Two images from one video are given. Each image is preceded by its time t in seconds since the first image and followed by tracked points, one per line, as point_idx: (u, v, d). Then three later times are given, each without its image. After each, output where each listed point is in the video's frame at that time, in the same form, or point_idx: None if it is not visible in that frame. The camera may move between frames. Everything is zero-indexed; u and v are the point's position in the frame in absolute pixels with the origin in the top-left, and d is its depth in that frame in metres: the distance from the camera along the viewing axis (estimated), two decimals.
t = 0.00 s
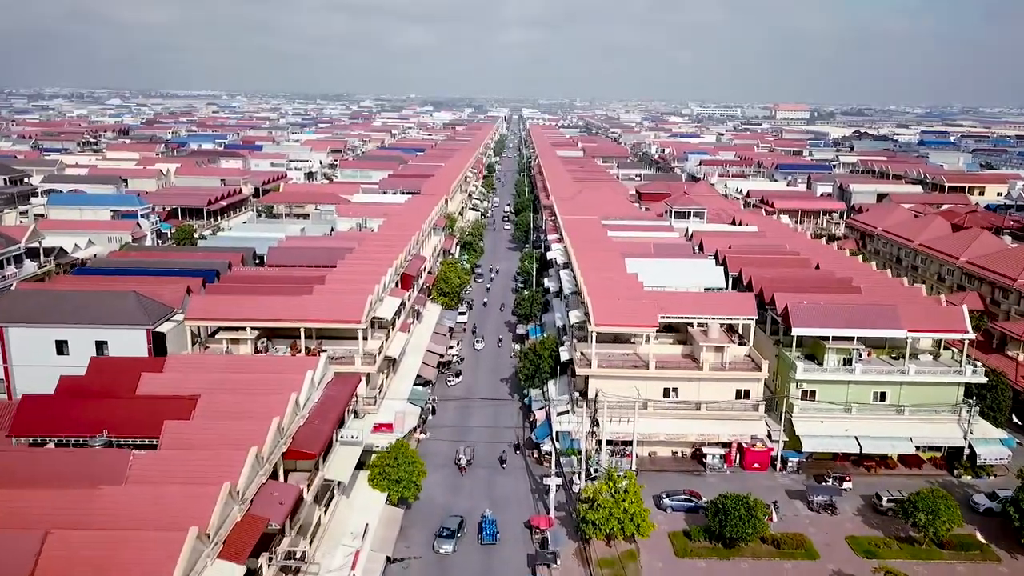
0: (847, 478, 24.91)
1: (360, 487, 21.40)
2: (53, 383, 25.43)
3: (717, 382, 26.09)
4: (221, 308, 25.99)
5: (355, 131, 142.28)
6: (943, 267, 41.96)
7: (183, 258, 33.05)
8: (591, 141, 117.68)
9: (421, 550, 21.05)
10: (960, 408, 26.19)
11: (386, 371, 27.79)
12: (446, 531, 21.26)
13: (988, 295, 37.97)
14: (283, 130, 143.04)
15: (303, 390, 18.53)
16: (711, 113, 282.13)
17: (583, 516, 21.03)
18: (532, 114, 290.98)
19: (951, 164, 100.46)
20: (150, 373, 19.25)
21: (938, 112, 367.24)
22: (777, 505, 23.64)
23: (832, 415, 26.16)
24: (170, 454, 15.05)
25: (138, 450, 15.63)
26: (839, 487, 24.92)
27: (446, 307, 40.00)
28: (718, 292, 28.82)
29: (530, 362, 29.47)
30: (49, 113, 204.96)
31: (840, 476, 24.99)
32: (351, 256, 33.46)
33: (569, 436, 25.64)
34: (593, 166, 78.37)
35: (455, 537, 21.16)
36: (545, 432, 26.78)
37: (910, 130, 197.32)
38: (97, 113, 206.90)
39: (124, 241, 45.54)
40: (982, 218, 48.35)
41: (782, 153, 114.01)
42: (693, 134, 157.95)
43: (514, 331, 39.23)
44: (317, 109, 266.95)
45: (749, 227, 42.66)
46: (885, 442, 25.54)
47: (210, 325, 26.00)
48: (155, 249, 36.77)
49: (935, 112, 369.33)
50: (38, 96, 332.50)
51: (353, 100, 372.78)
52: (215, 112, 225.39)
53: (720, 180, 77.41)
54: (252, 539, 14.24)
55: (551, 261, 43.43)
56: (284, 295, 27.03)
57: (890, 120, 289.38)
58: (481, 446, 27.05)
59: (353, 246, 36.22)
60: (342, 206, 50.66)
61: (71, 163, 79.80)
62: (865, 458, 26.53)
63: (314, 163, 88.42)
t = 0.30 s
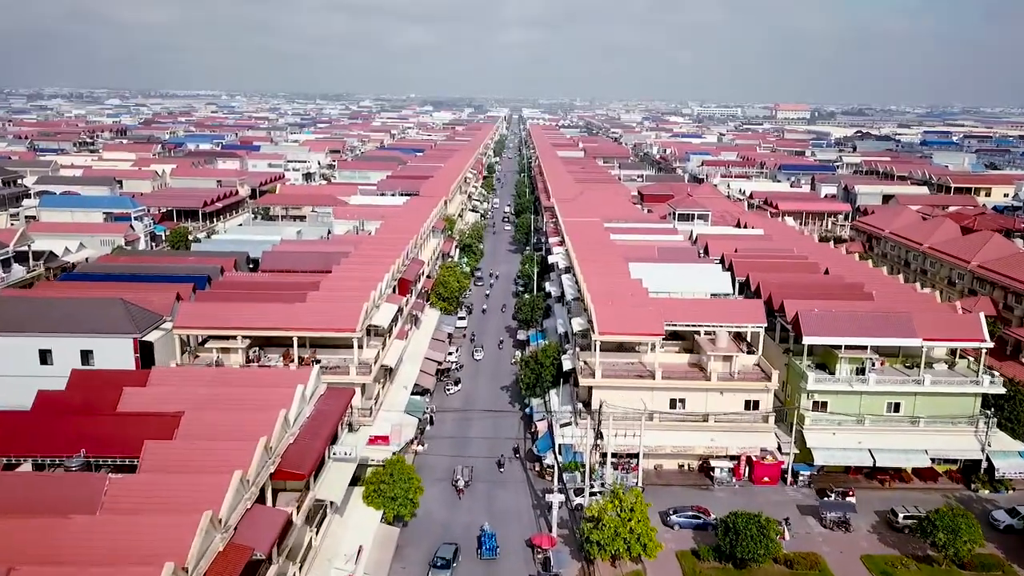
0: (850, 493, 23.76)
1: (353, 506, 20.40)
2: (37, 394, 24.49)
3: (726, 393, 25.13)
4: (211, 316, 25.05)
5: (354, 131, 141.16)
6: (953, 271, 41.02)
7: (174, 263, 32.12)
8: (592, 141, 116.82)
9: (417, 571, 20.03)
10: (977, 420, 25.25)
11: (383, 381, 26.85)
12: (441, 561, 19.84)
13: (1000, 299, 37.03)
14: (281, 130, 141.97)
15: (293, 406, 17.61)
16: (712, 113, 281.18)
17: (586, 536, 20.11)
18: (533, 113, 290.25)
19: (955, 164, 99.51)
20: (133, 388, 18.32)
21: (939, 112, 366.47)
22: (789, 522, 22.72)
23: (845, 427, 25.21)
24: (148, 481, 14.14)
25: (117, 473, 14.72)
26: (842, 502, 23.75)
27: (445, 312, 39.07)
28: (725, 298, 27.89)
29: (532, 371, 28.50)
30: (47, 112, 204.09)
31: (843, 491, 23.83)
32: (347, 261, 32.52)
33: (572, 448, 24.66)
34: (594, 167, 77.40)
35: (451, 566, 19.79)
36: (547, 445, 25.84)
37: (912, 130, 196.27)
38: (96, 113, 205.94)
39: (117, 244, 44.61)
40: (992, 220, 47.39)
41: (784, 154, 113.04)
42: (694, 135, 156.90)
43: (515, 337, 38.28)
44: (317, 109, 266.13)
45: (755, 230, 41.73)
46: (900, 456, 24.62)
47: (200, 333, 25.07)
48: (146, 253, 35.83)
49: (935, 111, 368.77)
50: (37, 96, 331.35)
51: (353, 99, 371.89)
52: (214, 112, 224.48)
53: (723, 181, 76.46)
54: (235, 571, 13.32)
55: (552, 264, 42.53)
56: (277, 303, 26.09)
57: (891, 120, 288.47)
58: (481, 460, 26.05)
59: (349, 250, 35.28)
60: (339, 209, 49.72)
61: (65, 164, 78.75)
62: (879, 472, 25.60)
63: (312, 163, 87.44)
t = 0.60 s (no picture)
0: (853, 509, 23.25)
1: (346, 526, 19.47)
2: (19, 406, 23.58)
3: (735, 405, 24.20)
4: (200, 324, 24.13)
5: (353, 131, 140.27)
6: (964, 275, 40.06)
7: (164, 269, 31.19)
8: (593, 142, 115.98)
9: None
10: (996, 433, 24.31)
11: (378, 391, 25.89)
12: None
13: (1013, 305, 36.08)
14: (280, 130, 141.07)
15: (282, 424, 16.68)
16: (714, 113, 280.12)
17: (591, 558, 19.15)
18: (532, 113, 289.07)
19: (959, 165, 98.57)
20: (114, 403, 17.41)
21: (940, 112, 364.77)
22: (802, 540, 21.80)
23: (858, 440, 24.28)
24: (122, 510, 13.23)
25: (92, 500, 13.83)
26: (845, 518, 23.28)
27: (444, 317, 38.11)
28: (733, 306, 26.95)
29: (533, 380, 27.57)
30: (45, 113, 203.50)
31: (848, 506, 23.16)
32: (343, 266, 31.61)
33: (574, 462, 23.71)
34: (595, 167, 76.46)
35: None
36: (549, 458, 24.92)
37: (914, 130, 195.35)
38: (94, 112, 205.23)
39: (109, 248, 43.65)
40: (1001, 223, 46.45)
41: (787, 154, 112.14)
42: (695, 135, 155.93)
43: (516, 343, 37.34)
44: (317, 109, 265.24)
45: (761, 233, 40.83)
46: (915, 471, 23.70)
47: (189, 342, 24.16)
48: (137, 258, 34.91)
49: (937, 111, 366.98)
50: (36, 96, 330.60)
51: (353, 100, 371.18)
52: (213, 112, 223.72)
53: (725, 182, 75.52)
54: None
55: (553, 268, 41.62)
56: (269, 311, 25.17)
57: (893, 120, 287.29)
58: (480, 474, 25.08)
59: (345, 254, 34.32)
60: (336, 211, 48.81)
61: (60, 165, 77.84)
62: (893, 486, 24.69)
63: (310, 163, 86.53)
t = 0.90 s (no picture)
0: (857, 526, 22.36)
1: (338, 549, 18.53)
2: None
3: (745, 418, 23.26)
4: (188, 333, 23.22)
5: (352, 131, 139.31)
6: (975, 280, 39.12)
7: (154, 274, 30.31)
8: (594, 142, 115.04)
9: None
10: (1016, 447, 23.39)
11: (373, 403, 24.95)
12: None
13: None
14: (278, 130, 140.24)
15: (270, 443, 15.82)
16: (714, 113, 279.50)
17: None
18: (533, 113, 288.66)
19: (963, 166, 97.66)
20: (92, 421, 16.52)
21: (940, 112, 364.03)
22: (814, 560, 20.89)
23: (873, 454, 23.34)
24: (93, 544, 12.37)
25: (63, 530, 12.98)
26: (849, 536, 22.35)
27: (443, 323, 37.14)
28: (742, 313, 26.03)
29: (534, 391, 26.65)
30: (43, 113, 202.96)
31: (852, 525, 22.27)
32: (338, 271, 30.70)
33: (577, 477, 22.79)
34: (597, 168, 75.56)
35: None
36: (551, 473, 23.99)
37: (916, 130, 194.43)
38: (92, 113, 204.56)
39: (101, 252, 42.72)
40: (1012, 226, 45.51)
41: (790, 154, 111.27)
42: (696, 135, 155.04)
43: (517, 350, 36.40)
44: (316, 109, 264.64)
45: (767, 236, 39.92)
46: (932, 486, 22.78)
47: (176, 352, 23.26)
48: (127, 262, 34.03)
49: (937, 111, 366.23)
50: (35, 96, 330.06)
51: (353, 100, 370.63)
52: (212, 112, 223.19)
53: (728, 183, 74.62)
54: None
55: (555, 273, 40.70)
56: (259, 320, 24.27)
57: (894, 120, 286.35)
58: (479, 491, 24.14)
59: (341, 259, 33.36)
60: (333, 213, 47.90)
61: (55, 166, 77.01)
62: (909, 502, 23.78)
63: (308, 164, 85.70)
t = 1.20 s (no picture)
0: (863, 545, 21.28)
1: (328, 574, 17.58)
2: None
3: (755, 431, 22.32)
4: (174, 344, 22.27)
5: (351, 131, 138.46)
6: (987, 285, 38.16)
7: (143, 280, 29.39)
8: (593, 142, 114.10)
9: None
10: None
11: (368, 416, 24.01)
12: None
13: None
14: (277, 130, 139.30)
15: (254, 467, 14.97)
16: (715, 113, 278.46)
17: None
18: (532, 113, 287.56)
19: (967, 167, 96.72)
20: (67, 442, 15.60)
21: (942, 112, 362.99)
22: None
23: (888, 469, 22.40)
24: None
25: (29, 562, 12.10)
26: (854, 557, 21.21)
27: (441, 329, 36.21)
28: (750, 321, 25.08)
29: (534, 402, 25.72)
30: (41, 112, 202.43)
31: (857, 543, 21.32)
32: (332, 277, 29.77)
33: (581, 493, 21.84)
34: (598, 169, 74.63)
35: None
36: (553, 489, 23.03)
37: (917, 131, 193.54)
38: (90, 112, 204.12)
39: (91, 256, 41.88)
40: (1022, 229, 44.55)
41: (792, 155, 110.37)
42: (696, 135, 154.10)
43: (517, 358, 35.48)
44: (315, 109, 264.16)
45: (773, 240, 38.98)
46: (949, 503, 21.83)
47: (162, 364, 22.32)
48: (116, 267, 33.10)
49: (940, 112, 365.06)
50: (34, 95, 329.58)
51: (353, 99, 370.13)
52: (210, 112, 222.56)
53: (731, 185, 73.68)
54: None
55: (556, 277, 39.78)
56: (249, 328, 23.34)
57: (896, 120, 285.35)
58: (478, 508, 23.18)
59: (336, 264, 32.44)
60: (330, 216, 46.96)
61: (49, 167, 76.09)
62: (926, 519, 22.83)
63: (306, 165, 84.76)
